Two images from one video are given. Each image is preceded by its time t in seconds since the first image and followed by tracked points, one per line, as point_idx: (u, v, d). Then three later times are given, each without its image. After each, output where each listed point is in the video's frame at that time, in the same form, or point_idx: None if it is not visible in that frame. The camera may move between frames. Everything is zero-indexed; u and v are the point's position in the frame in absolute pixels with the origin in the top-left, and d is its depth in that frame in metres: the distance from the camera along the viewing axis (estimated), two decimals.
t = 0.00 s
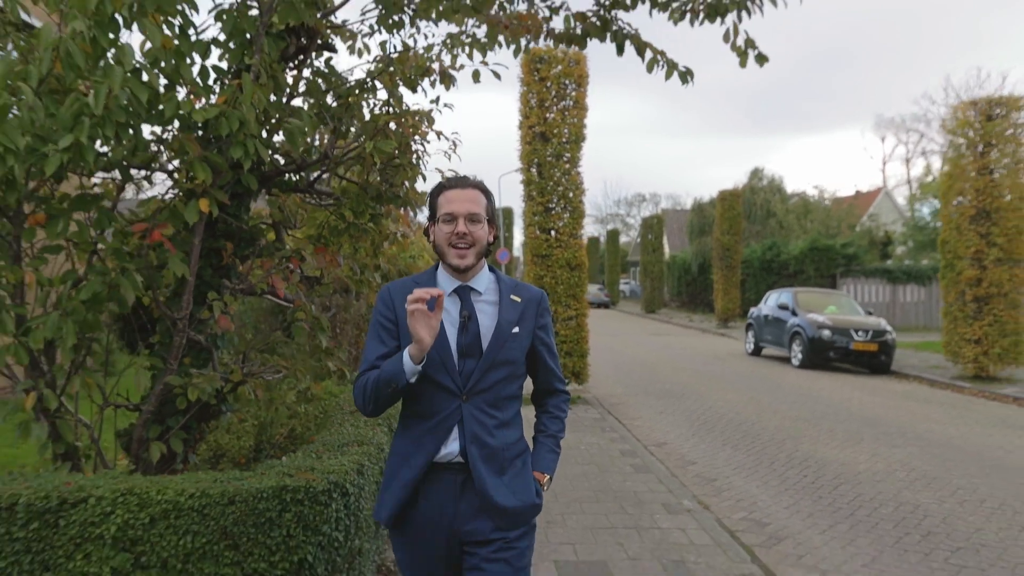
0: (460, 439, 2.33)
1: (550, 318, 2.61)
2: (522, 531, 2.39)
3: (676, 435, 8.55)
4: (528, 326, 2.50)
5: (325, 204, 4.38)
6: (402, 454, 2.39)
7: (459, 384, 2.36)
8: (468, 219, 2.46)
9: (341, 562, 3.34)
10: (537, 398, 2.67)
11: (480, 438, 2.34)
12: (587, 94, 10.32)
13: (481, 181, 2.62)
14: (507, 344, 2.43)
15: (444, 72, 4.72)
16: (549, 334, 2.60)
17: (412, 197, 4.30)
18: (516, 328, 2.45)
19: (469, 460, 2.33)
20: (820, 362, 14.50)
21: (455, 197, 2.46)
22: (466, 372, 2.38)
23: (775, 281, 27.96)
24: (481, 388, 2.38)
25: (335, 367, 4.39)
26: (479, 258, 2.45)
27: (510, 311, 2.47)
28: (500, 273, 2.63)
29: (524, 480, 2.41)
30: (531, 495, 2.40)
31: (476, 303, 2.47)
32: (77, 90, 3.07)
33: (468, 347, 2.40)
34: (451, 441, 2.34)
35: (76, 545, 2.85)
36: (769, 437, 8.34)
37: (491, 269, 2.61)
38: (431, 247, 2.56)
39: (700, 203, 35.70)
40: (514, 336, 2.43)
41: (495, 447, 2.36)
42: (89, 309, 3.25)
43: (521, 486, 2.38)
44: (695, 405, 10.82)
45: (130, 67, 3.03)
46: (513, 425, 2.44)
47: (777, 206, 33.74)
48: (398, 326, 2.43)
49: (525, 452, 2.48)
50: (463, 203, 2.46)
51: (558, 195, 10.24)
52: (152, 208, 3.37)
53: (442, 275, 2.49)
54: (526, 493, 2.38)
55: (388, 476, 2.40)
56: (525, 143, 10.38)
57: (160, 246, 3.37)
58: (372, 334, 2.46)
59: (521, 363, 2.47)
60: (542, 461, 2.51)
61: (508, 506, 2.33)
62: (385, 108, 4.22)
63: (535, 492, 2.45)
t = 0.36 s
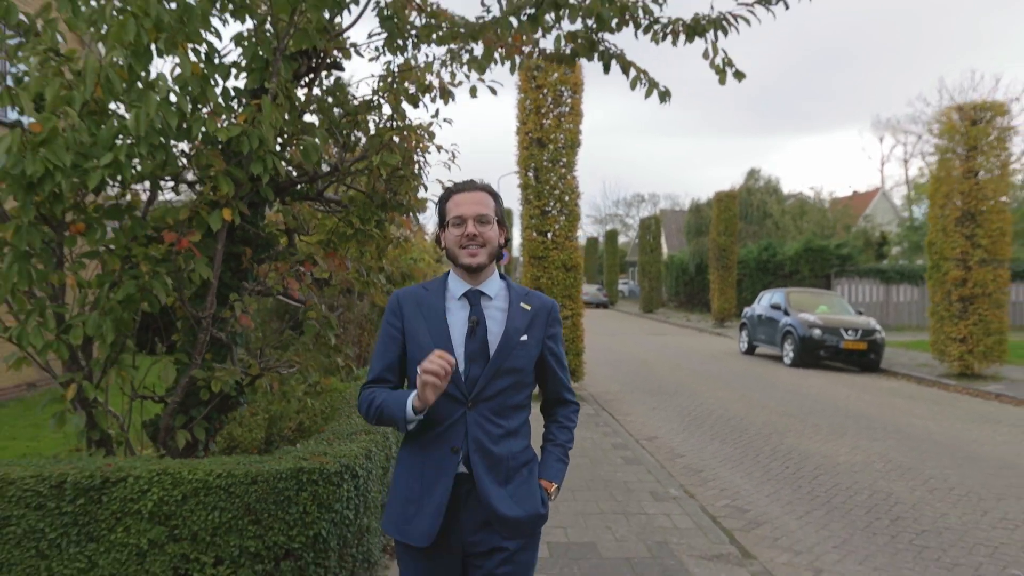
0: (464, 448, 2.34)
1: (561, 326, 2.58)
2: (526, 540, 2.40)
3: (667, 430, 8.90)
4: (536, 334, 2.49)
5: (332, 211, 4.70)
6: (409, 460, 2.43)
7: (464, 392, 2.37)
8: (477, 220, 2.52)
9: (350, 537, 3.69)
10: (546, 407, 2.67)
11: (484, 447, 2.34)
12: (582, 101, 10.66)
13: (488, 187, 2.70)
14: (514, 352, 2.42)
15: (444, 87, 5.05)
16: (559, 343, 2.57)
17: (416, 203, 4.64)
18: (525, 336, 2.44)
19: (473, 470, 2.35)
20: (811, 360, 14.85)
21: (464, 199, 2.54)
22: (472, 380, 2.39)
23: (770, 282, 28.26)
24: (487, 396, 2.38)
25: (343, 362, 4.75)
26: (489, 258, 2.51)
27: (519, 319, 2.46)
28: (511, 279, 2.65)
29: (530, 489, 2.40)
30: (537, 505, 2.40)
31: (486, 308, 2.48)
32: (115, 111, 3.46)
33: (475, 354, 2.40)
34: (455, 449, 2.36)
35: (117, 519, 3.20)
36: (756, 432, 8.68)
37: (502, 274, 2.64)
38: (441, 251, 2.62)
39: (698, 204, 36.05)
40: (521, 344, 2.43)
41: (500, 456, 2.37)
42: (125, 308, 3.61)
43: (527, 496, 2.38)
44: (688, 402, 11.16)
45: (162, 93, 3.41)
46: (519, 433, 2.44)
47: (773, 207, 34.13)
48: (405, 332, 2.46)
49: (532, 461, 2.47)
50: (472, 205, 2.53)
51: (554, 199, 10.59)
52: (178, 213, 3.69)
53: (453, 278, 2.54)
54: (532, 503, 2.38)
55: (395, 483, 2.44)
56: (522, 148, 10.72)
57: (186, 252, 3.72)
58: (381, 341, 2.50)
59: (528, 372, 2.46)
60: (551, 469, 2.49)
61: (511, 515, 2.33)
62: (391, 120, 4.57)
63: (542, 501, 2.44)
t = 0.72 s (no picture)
0: (481, 435, 2.33)
1: (575, 311, 2.54)
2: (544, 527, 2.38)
3: (662, 423, 9.24)
4: (548, 320, 2.46)
5: (346, 212, 5.02)
6: (425, 448, 2.42)
7: (478, 381, 2.37)
8: (483, 214, 2.50)
9: (368, 511, 4.03)
10: (565, 393, 2.61)
11: (499, 434, 2.33)
12: (582, 106, 11.01)
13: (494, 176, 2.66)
14: (526, 339, 2.40)
15: (451, 97, 5.38)
16: (574, 327, 2.53)
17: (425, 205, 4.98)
18: (536, 323, 2.42)
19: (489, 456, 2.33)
20: (804, 358, 15.21)
21: (470, 192, 2.51)
22: (486, 368, 2.38)
23: (768, 281, 28.60)
24: (501, 384, 2.37)
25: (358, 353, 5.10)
26: (497, 251, 2.49)
27: (530, 305, 2.44)
28: (521, 267, 2.64)
29: (547, 476, 2.38)
30: (554, 493, 2.36)
31: (495, 298, 2.47)
32: (156, 124, 3.85)
33: (488, 342, 2.40)
34: (471, 436, 2.35)
35: (160, 491, 3.54)
36: (749, 425, 9.02)
37: (512, 263, 2.63)
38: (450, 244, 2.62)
39: (696, 204, 36.40)
40: (533, 331, 2.41)
41: (516, 444, 2.35)
42: (162, 302, 3.97)
43: (544, 484, 2.35)
44: (684, 397, 11.50)
45: (200, 107, 3.79)
46: (535, 420, 2.42)
47: (770, 207, 34.53)
48: (418, 324, 2.48)
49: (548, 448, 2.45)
50: (478, 198, 2.50)
51: (554, 200, 10.95)
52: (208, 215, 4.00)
53: (462, 272, 2.54)
54: (549, 491, 2.35)
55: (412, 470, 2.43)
56: (523, 151, 11.07)
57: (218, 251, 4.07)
58: (399, 336, 2.55)
59: (543, 359, 2.43)
60: (569, 459, 2.45)
61: (528, 503, 2.31)
62: (403, 129, 4.89)
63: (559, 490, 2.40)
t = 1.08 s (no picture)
0: (480, 442, 2.30)
1: (563, 313, 2.53)
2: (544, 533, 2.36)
3: (656, 418, 9.58)
4: (540, 324, 2.43)
5: (356, 218, 5.33)
6: (422, 457, 2.37)
7: (473, 388, 2.32)
8: (470, 219, 2.47)
9: (380, 493, 4.36)
10: (555, 395, 2.60)
11: (498, 441, 2.30)
12: (579, 110, 11.34)
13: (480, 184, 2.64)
14: (519, 343, 2.36)
15: (454, 108, 5.70)
16: (563, 330, 2.52)
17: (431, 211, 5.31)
18: (528, 327, 2.38)
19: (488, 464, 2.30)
20: (797, 355, 15.54)
21: (456, 198, 2.48)
22: (481, 375, 2.33)
23: (765, 281, 28.91)
24: (496, 390, 2.33)
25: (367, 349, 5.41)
26: (484, 256, 2.44)
27: (520, 309, 2.40)
28: (508, 272, 2.59)
29: (545, 482, 2.36)
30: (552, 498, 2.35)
31: (485, 303, 2.42)
32: (181, 138, 4.17)
33: (481, 349, 2.34)
34: (470, 444, 2.30)
35: (190, 474, 3.87)
36: (740, 420, 9.36)
37: (498, 269, 2.58)
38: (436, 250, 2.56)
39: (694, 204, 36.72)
40: (525, 335, 2.37)
41: (515, 449, 2.32)
42: (189, 301, 4.32)
43: (543, 490, 2.34)
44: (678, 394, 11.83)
45: (225, 124, 4.13)
46: (532, 425, 2.40)
47: (767, 207, 34.91)
48: (408, 333, 2.42)
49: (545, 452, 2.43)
50: (464, 204, 2.47)
51: (552, 203, 11.29)
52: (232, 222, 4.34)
53: (448, 278, 2.47)
54: (547, 497, 2.33)
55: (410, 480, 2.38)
56: (523, 155, 11.40)
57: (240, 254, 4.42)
58: (385, 347, 2.48)
59: (536, 363, 2.41)
60: (565, 463, 2.43)
61: (528, 509, 2.29)
62: (412, 139, 5.26)
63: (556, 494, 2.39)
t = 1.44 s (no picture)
0: (459, 435, 2.37)
1: (549, 312, 2.63)
2: (524, 528, 2.40)
3: (650, 414, 9.89)
4: (524, 321, 2.53)
5: (360, 222, 5.66)
6: (405, 450, 2.45)
7: (455, 381, 2.40)
8: (467, 214, 2.52)
9: (385, 478, 4.67)
10: (540, 394, 2.69)
11: (477, 435, 2.37)
12: (575, 115, 11.66)
13: (481, 179, 2.69)
14: (503, 338, 2.45)
15: (453, 118, 6.03)
16: (548, 328, 2.62)
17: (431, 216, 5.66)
18: (512, 323, 2.48)
19: (467, 456, 2.37)
20: (790, 353, 15.88)
21: (456, 191, 2.53)
22: (463, 369, 2.42)
23: (761, 281, 29.24)
24: (477, 384, 2.41)
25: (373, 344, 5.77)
26: (476, 253, 2.51)
27: (506, 306, 2.49)
28: (499, 269, 2.67)
29: (524, 476, 2.42)
30: (532, 493, 2.41)
31: (473, 298, 2.50)
32: (200, 148, 4.48)
33: (465, 342, 2.43)
34: (450, 437, 2.38)
35: (210, 460, 4.19)
36: (730, 415, 9.68)
37: (489, 265, 2.66)
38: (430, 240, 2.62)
39: (691, 205, 37.07)
40: (509, 331, 2.46)
41: (493, 443, 2.39)
42: (208, 300, 4.64)
43: (521, 483, 2.40)
44: (672, 391, 12.15)
45: (241, 136, 4.44)
46: (513, 420, 2.47)
47: (763, 207, 35.26)
48: (394, 325, 2.50)
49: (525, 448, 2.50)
50: (463, 198, 2.52)
51: (549, 204, 11.62)
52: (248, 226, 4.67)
53: (438, 270, 2.54)
54: (527, 491, 2.39)
55: (394, 474, 2.45)
56: (521, 158, 11.72)
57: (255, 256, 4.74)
58: (372, 335, 2.55)
59: (518, 359, 2.49)
60: (545, 457, 2.50)
61: (506, 501, 2.35)
62: (414, 147, 5.59)
63: (536, 489, 2.45)
